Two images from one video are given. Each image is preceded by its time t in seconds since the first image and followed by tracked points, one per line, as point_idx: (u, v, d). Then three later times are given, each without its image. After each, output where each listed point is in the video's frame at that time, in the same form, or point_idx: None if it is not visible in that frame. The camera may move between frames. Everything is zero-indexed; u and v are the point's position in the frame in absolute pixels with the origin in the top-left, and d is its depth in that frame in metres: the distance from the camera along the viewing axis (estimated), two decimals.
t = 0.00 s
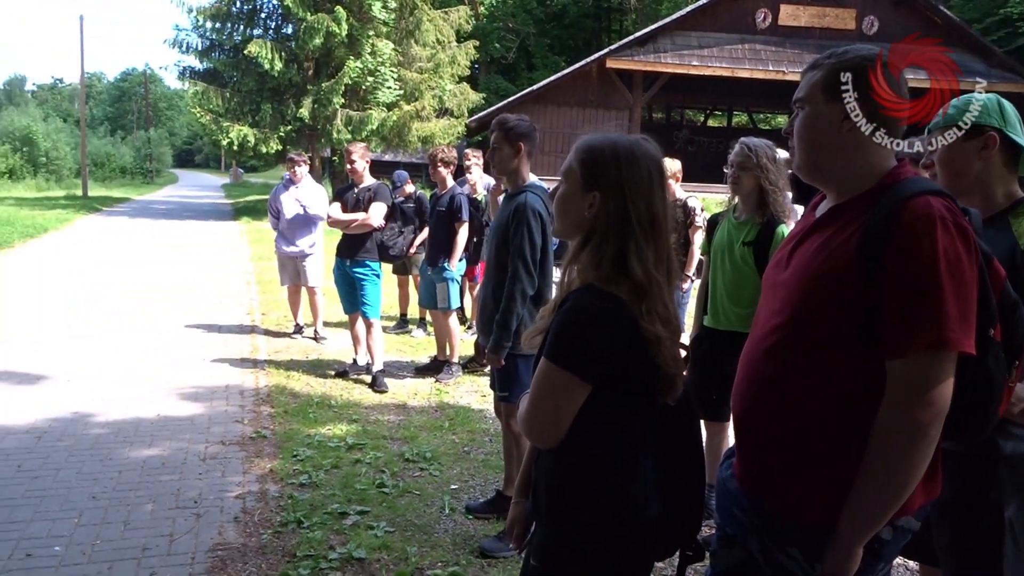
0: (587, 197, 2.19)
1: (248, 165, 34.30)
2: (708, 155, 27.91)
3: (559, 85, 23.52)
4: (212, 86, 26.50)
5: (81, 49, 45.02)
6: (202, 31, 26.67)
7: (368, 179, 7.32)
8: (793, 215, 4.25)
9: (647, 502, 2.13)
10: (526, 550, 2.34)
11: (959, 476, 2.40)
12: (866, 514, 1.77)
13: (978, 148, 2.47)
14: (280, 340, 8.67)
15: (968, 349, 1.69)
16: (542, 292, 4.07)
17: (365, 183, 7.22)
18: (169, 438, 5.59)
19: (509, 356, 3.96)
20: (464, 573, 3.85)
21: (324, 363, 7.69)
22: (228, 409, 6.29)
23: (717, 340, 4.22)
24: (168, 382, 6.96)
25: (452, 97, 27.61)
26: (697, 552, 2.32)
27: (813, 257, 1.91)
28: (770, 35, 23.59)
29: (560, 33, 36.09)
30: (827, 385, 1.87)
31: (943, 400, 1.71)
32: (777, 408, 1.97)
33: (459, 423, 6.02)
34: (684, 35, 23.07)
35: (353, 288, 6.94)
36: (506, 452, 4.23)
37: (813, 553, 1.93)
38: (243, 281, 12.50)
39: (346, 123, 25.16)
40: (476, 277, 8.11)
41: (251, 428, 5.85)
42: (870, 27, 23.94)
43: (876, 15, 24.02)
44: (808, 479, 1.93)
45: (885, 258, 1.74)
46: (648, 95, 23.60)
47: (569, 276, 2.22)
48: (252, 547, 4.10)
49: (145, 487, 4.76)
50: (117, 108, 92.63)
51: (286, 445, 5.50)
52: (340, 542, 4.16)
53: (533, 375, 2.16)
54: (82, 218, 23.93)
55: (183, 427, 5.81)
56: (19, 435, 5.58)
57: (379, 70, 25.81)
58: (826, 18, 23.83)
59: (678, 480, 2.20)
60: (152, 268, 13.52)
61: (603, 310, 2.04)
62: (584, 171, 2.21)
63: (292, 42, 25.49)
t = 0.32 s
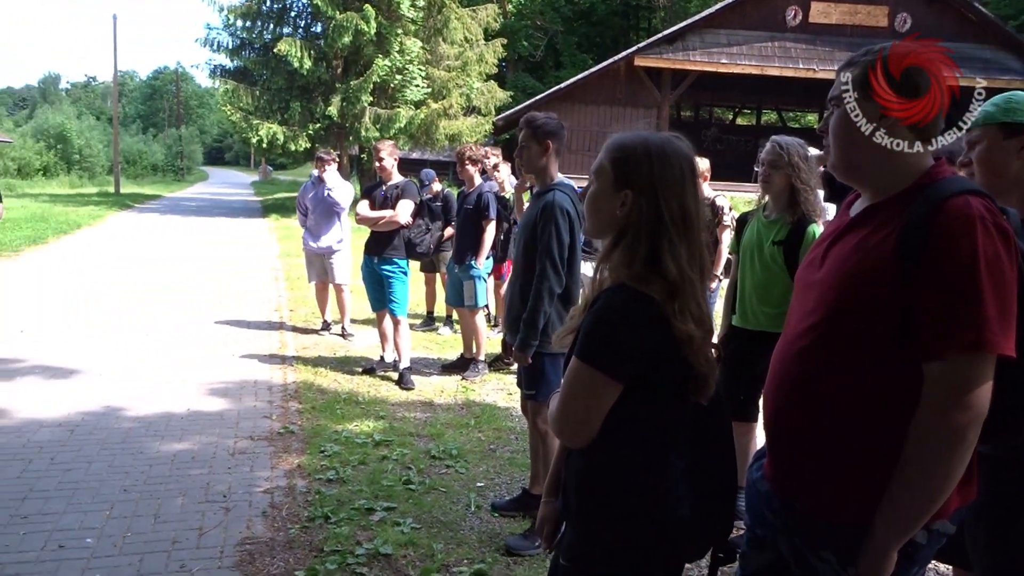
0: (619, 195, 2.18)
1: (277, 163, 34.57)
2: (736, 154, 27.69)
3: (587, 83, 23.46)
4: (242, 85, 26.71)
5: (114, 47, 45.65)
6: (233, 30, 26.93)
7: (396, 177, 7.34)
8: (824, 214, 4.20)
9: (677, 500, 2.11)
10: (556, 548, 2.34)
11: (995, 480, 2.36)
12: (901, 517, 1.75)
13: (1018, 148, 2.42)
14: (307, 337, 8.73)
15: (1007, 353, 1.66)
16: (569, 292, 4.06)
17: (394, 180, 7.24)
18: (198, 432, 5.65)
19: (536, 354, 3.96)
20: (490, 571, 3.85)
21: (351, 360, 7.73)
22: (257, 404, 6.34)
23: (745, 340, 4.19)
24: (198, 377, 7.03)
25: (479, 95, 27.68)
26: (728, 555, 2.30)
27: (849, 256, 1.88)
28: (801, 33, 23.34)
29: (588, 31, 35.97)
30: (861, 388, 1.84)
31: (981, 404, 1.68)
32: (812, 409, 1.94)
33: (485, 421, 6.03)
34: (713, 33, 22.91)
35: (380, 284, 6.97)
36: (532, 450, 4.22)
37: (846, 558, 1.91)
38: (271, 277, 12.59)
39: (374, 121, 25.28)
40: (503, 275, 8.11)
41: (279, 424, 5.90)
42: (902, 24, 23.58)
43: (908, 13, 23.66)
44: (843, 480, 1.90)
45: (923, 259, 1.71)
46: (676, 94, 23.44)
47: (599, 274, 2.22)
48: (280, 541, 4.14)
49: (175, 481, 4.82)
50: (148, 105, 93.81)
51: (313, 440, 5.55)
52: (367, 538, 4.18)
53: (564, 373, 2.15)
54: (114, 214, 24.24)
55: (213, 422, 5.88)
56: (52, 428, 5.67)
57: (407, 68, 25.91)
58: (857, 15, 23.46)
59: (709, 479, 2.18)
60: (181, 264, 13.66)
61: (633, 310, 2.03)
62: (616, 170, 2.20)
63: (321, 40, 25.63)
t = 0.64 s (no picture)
0: (652, 193, 2.17)
1: (306, 161, 34.85)
2: (765, 152, 27.47)
3: (615, 81, 23.42)
4: (271, 83, 26.89)
5: (147, 46, 46.22)
6: (263, 29, 27.17)
7: (425, 175, 7.35)
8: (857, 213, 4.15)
9: (707, 500, 2.11)
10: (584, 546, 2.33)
11: None
12: (938, 522, 1.73)
13: None
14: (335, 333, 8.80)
15: None
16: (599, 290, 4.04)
17: (422, 178, 7.25)
18: (229, 427, 5.72)
19: (565, 352, 3.95)
20: (517, 570, 3.85)
21: (378, 357, 7.77)
22: (285, 400, 6.39)
23: (775, 341, 4.17)
24: (228, 372, 7.11)
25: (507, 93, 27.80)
26: (759, 558, 2.29)
27: (885, 256, 1.85)
28: (832, 30, 23.07)
29: (615, 29, 35.87)
30: (896, 389, 1.82)
31: (1020, 407, 1.66)
32: (845, 409, 1.92)
33: (512, 419, 6.03)
34: (742, 31, 22.72)
35: (408, 282, 6.99)
36: (560, 449, 4.21)
37: (880, 561, 1.89)
38: (299, 274, 12.69)
39: (402, 119, 25.40)
40: (530, 274, 8.10)
41: (307, 419, 5.95)
42: (936, 21, 23.17)
43: (942, 9, 23.26)
44: (877, 482, 1.88)
45: (962, 261, 1.68)
46: (705, 92, 23.27)
47: (633, 273, 2.21)
48: (309, 535, 4.17)
49: (206, 475, 4.88)
50: (180, 103, 95.03)
51: (341, 436, 5.58)
52: (394, 534, 4.20)
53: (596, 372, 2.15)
54: (146, 211, 24.57)
55: (242, 417, 5.93)
56: (86, 421, 5.75)
57: (435, 67, 25.99)
58: (890, 11, 22.87)
59: (741, 478, 2.16)
60: (211, 261, 13.80)
61: (666, 307, 2.02)
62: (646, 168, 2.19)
63: (350, 39, 25.76)
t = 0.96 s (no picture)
0: (676, 195, 2.16)
1: (342, 161, 35.17)
2: (802, 151, 27.16)
3: (650, 79, 23.34)
4: (307, 84, 27.12)
5: (186, 48, 46.96)
6: (299, 30, 27.46)
7: (459, 175, 7.37)
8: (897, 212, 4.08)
9: (744, 500, 2.09)
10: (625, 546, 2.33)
11: None
12: (977, 524, 1.69)
13: None
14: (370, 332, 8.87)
15: None
16: (635, 290, 4.02)
17: (457, 178, 7.28)
18: (266, 424, 5.78)
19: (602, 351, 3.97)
20: (551, 570, 3.85)
21: (413, 356, 7.81)
22: (322, 398, 6.45)
23: (814, 343, 4.13)
24: (264, 370, 7.19)
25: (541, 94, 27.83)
26: (800, 563, 2.27)
27: (923, 255, 1.83)
28: (871, 27, 22.67)
29: (650, 27, 35.69)
30: (933, 389, 1.80)
31: None
32: (883, 406, 1.90)
33: (546, 419, 6.03)
34: (779, 28, 22.46)
35: (443, 281, 7.02)
36: (595, 447, 4.21)
37: (921, 563, 1.85)
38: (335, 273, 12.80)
39: (436, 119, 25.52)
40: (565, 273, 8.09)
41: (343, 417, 6.00)
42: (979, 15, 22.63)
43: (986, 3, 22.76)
44: (916, 484, 1.85)
45: (999, 260, 1.65)
46: (740, 90, 23.08)
47: (670, 273, 2.22)
48: (344, 532, 4.21)
49: (244, 471, 4.94)
50: (218, 104, 96.50)
51: (377, 435, 5.62)
52: (429, 532, 4.22)
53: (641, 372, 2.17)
54: (185, 211, 24.97)
55: (279, 414, 6.00)
56: (127, 417, 5.86)
57: (469, 66, 26.07)
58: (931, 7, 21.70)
59: (781, 478, 2.14)
60: (248, 260, 13.97)
61: (705, 304, 2.03)
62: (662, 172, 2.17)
63: (385, 39, 25.91)
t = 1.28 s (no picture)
0: (705, 200, 2.13)
1: (383, 161, 35.48)
2: (846, 149, 26.78)
3: (691, 78, 23.19)
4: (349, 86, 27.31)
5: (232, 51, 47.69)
6: (341, 33, 27.74)
7: (500, 175, 7.36)
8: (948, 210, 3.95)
9: (788, 503, 2.06)
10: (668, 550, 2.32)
11: None
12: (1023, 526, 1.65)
13: None
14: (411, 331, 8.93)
15: None
16: (677, 291, 3.99)
17: (497, 179, 7.27)
18: (309, 422, 5.85)
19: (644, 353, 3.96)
20: (592, 571, 3.84)
21: (453, 356, 7.84)
22: (364, 397, 6.51)
23: (862, 345, 4.07)
24: (307, 369, 7.27)
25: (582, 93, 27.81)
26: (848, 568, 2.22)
27: (963, 254, 1.80)
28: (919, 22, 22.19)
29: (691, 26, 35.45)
30: (973, 389, 1.76)
31: None
32: (924, 408, 1.86)
33: (586, 420, 6.01)
34: (823, 25, 22.16)
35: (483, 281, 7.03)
36: (636, 449, 4.19)
37: (967, 566, 1.82)
38: (376, 273, 12.91)
39: (477, 120, 25.61)
40: (605, 273, 8.07)
41: (386, 416, 6.05)
42: None
43: None
44: (959, 485, 1.81)
45: None
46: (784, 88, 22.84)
47: (705, 278, 2.23)
48: (386, 531, 4.24)
49: (288, 469, 5.00)
50: (262, 106, 97.92)
51: (418, 434, 5.65)
52: (470, 532, 4.23)
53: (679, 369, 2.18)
54: (230, 212, 25.33)
55: (321, 413, 6.07)
56: (174, 414, 5.97)
57: (509, 67, 26.11)
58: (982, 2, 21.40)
59: (827, 483, 2.10)
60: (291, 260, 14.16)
61: (741, 303, 2.03)
62: (688, 177, 2.16)
63: (425, 40, 26.02)
